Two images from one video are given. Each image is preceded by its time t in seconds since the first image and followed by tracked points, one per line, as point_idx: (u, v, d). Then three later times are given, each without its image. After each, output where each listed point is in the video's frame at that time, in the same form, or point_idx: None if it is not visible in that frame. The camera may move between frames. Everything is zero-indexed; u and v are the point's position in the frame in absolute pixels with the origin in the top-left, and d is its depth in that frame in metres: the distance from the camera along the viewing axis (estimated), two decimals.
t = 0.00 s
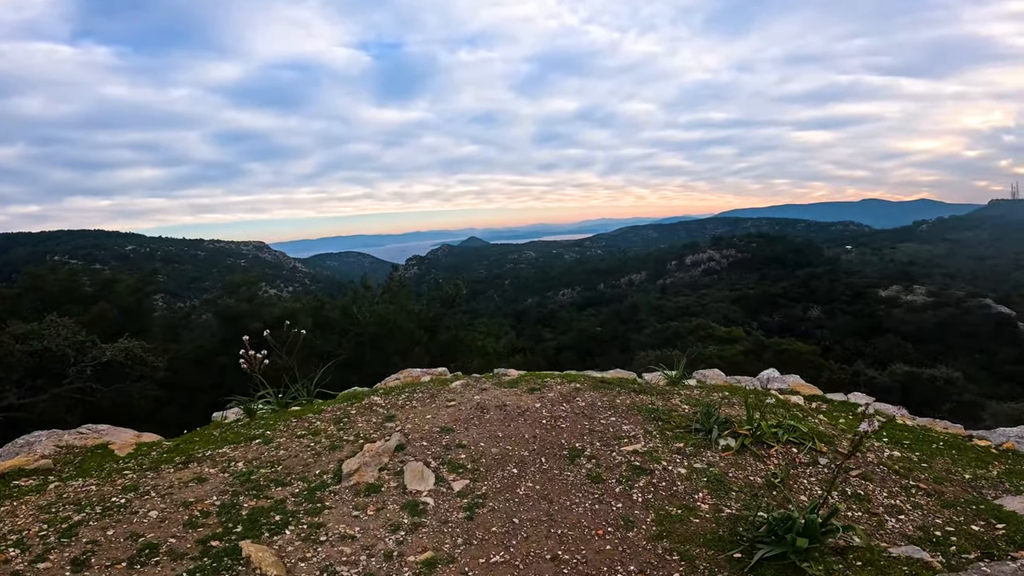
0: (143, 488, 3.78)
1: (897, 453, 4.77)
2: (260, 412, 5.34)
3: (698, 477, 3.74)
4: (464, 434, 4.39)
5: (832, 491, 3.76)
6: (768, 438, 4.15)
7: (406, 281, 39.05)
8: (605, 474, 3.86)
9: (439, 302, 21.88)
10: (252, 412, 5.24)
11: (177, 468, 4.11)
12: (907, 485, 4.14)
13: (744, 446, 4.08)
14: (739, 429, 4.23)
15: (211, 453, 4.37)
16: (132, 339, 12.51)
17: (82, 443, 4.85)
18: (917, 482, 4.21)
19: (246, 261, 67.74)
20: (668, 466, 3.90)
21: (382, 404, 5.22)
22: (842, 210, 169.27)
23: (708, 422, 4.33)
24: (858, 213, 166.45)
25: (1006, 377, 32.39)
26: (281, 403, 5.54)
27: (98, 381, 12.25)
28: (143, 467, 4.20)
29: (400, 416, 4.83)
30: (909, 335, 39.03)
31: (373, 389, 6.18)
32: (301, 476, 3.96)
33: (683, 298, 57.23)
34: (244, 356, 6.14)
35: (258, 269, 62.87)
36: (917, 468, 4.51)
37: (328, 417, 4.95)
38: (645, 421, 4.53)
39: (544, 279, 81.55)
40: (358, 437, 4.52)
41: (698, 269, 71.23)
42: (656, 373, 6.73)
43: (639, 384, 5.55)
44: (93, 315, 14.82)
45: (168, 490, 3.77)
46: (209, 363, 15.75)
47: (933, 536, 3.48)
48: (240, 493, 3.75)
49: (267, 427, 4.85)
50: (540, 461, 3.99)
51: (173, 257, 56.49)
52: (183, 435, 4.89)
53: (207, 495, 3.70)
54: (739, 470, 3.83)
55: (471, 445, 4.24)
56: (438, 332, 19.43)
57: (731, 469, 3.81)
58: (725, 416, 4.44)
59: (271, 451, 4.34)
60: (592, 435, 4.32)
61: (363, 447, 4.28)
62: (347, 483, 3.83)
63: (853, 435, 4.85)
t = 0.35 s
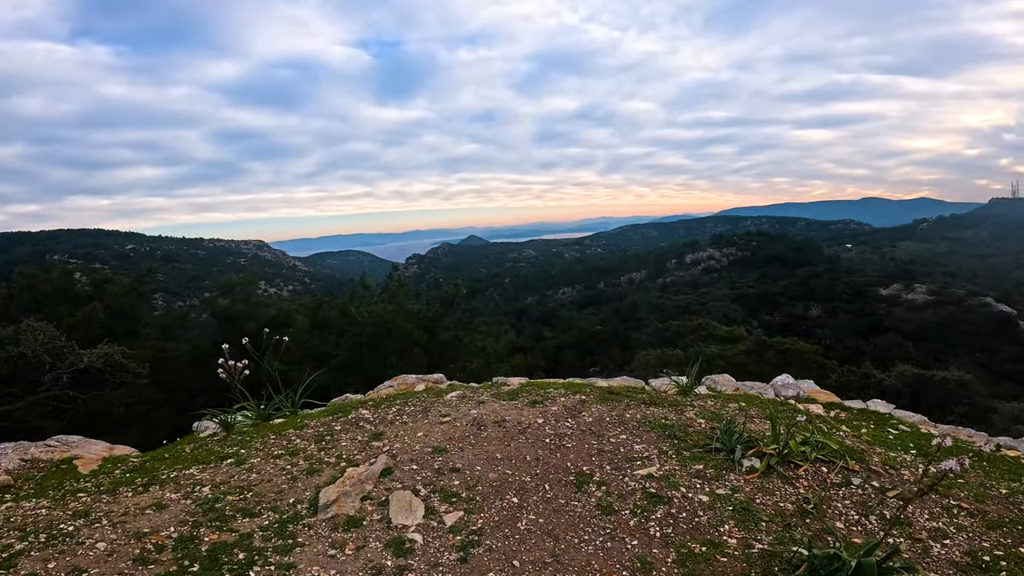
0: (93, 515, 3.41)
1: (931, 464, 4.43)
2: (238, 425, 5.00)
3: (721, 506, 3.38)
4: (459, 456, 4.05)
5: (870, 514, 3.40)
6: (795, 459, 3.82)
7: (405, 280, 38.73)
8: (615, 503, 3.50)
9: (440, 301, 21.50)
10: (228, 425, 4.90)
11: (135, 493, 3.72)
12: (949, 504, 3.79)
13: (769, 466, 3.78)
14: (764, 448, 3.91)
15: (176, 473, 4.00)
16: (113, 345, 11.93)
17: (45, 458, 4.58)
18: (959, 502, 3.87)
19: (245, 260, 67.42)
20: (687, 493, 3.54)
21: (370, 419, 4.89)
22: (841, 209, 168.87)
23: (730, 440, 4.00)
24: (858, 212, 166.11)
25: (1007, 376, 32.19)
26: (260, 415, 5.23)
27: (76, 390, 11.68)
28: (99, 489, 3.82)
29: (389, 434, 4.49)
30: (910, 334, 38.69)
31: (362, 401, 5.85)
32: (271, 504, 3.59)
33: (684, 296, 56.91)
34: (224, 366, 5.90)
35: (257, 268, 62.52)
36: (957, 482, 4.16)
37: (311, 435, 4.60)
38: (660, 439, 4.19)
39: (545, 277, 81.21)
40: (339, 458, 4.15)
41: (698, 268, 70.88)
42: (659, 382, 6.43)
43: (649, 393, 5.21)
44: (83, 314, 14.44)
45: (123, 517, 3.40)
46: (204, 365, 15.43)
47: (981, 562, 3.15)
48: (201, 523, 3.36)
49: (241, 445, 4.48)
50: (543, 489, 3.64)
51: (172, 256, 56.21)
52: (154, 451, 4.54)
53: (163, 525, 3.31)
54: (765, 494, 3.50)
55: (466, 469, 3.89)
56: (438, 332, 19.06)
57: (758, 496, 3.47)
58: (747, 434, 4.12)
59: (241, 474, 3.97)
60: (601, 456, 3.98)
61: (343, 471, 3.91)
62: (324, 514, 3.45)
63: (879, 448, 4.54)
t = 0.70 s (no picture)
0: (62, 562, 3.19)
1: (949, 487, 4.27)
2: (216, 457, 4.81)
3: (737, 555, 3.18)
4: (454, 496, 3.84)
5: (894, 555, 3.23)
6: (814, 496, 3.66)
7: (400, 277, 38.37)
8: (624, 553, 3.28)
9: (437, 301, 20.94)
10: (207, 457, 4.74)
11: (106, 536, 3.50)
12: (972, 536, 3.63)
13: (787, 504, 3.59)
14: (781, 485, 3.72)
15: (149, 515, 3.76)
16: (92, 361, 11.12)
17: (19, 484, 4.40)
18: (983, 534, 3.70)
19: (240, 257, 67.00)
20: (700, 540, 3.33)
21: (361, 451, 4.69)
22: (837, 205, 169.11)
23: (743, 477, 3.81)
24: (854, 208, 166.66)
25: (1003, 372, 32.22)
26: (241, 443, 5.05)
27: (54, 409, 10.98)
28: (67, 530, 3.61)
29: (380, 470, 4.28)
30: (906, 330, 38.57)
31: (353, 425, 5.66)
32: (252, 553, 3.33)
33: (680, 292, 56.74)
34: (202, 394, 5.95)
35: (252, 266, 62.04)
36: (980, 503, 4.01)
37: (298, 470, 4.39)
38: (670, 475, 4.00)
39: (541, 274, 80.96)
40: (324, 500, 3.90)
41: (695, 263, 70.75)
42: (660, 400, 6.26)
43: (654, 417, 5.04)
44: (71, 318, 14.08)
45: (91, 567, 3.17)
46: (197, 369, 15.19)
47: None
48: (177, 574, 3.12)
49: (218, 482, 4.24)
50: (546, 537, 3.42)
51: (167, 254, 55.77)
52: (129, 485, 4.34)
53: None
54: (784, 538, 3.30)
55: (464, 513, 3.67)
56: (434, 333, 18.60)
57: (776, 540, 3.27)
58: (760, 467, 3.95)
59: (221, 517, 3.73)
60: (607, 498, 3.77)
61: (332, 515, 3.68)
62: (308, 568, 3.19)
63: (897, 471, 4.36)
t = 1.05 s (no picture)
0: None
1: (978, 493, 4.06)
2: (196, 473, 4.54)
3: None
4: (457, 523, 3.52)
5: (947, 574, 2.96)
6: (850, 512, 3.44)
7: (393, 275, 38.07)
8: None
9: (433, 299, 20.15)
10: (186, 473, 4.47)
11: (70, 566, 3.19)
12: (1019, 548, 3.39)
13: (822, 522, 3.36)
14: (814, 501, 3.49)
15: (121, 542, 3.46)
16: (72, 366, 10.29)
17: None
18: None
19: (233, 255, 66.35)
20: (734, 566, 3.04)
21: (354, 469, 4.41)
22: (829, 200, 170.00)
23: (774, 494, 3.57)
24: (845, 202, 167.73)
25: (994, 366, 32.47)
26: (225, 455, 4.81)
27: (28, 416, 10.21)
28: (33, 557, 3.31)
29: (375, 491, 4.00)
30: (899, 324, 38.72)
31: (345, 437, 5.39)
32: None
33: (675, 287, 56.69)
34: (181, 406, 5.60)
35: (245, 263, 61.43)
36: (1016, 511, 3.76)
37: (287, 490, 4.09)
38: (692, 492, 3.75)
39: (535, 269, 80.72)
40: (313, 528, 3.58)
41: (689, 258, 70.82)
42: (667, 402, 6.05)
43: (667, 426, 4.82)
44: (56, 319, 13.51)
45: None
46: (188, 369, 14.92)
47: None
48: None
49: (196, 504, 3.94)
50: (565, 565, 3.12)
51: (158, 252, 55.11)
52: (101, 505, 4.08)
53: None
54: (825, 560, 3.03)
55: (470, 540, 3.35)
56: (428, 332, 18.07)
57: (818, 562, 3.00)
58: (789, 482, 3.71)
59: (200, 544, 3.41)
60: (627, 520, 3.48)
61: (325, 544, 3.37)
62: None
63: (923, 477, 4.14)
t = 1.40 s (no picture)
0: None
1: (1010, 505, 3.85)
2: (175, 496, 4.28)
3: None
4: (465, 559, 3.24)
5: None
6: (890, 536, 3.20)
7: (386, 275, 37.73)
8: None
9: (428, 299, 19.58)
10: (165, 497, 4.21)
11: None
12: None
13: (863, 546, 3.13)
14: (854, 524, 3.26)
15: None
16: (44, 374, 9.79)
17: None
18: None
19: (225, 254, 65.73)
20: None
21: (350, 495, 4.14)
22: (821, 198, 170.98)
23: (809, 517, 3.33)
24: (837, 200, 168.69)
25: (985, 363, 32.61)
26: (207, 476, 4.56)
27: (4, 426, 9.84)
28: None
29: (373, 522, 3.72)
30: (890, 322, 38.81)
31: (339, 454, 5.12)
32: None
33: (669, 285, 56.62)
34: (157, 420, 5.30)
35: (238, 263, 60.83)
36: None
37: (277, 519, 3.81)
38: (719, 516, 3.50)
39: (529, 268, 80.50)
40: (306, 565, 3.27)
41: (682, 257, 70.86)
42: (675, 411, 5.84)
43: (683, 442, 4.61)
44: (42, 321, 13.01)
45: None
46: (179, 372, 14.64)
47: None
48: None
49: (176, 534, 3.67)
50: None
51: (150, 251, 54.51)
52: (71, 532, 3.81)
53: None
54: None
55: None
56: (424, 333, 17.57)
57: None
58: (823, 503, 3.49)
59: None
60: (651, 552, 3.22)
61: None
62: None
63: (954, 490, 3.93)
